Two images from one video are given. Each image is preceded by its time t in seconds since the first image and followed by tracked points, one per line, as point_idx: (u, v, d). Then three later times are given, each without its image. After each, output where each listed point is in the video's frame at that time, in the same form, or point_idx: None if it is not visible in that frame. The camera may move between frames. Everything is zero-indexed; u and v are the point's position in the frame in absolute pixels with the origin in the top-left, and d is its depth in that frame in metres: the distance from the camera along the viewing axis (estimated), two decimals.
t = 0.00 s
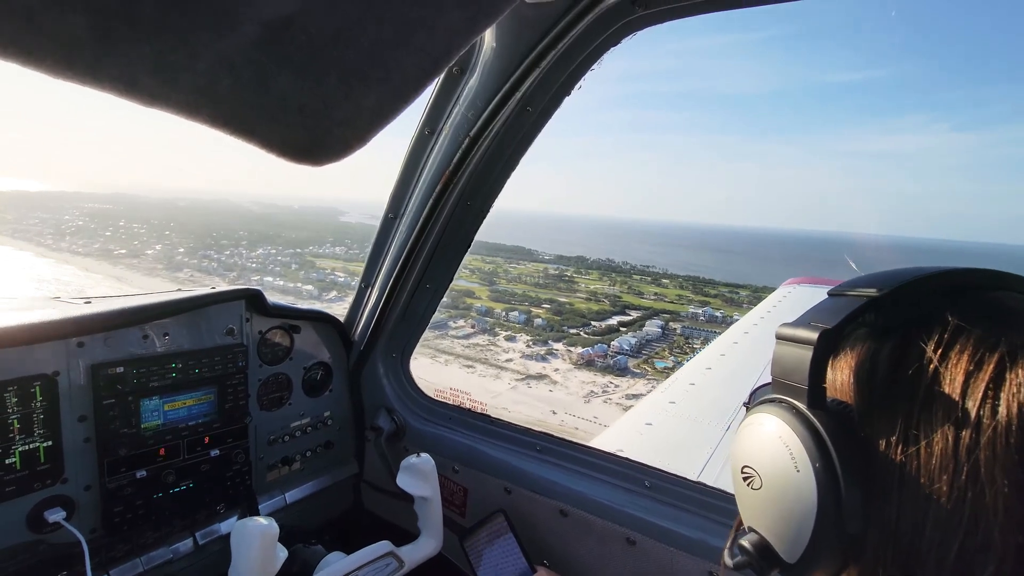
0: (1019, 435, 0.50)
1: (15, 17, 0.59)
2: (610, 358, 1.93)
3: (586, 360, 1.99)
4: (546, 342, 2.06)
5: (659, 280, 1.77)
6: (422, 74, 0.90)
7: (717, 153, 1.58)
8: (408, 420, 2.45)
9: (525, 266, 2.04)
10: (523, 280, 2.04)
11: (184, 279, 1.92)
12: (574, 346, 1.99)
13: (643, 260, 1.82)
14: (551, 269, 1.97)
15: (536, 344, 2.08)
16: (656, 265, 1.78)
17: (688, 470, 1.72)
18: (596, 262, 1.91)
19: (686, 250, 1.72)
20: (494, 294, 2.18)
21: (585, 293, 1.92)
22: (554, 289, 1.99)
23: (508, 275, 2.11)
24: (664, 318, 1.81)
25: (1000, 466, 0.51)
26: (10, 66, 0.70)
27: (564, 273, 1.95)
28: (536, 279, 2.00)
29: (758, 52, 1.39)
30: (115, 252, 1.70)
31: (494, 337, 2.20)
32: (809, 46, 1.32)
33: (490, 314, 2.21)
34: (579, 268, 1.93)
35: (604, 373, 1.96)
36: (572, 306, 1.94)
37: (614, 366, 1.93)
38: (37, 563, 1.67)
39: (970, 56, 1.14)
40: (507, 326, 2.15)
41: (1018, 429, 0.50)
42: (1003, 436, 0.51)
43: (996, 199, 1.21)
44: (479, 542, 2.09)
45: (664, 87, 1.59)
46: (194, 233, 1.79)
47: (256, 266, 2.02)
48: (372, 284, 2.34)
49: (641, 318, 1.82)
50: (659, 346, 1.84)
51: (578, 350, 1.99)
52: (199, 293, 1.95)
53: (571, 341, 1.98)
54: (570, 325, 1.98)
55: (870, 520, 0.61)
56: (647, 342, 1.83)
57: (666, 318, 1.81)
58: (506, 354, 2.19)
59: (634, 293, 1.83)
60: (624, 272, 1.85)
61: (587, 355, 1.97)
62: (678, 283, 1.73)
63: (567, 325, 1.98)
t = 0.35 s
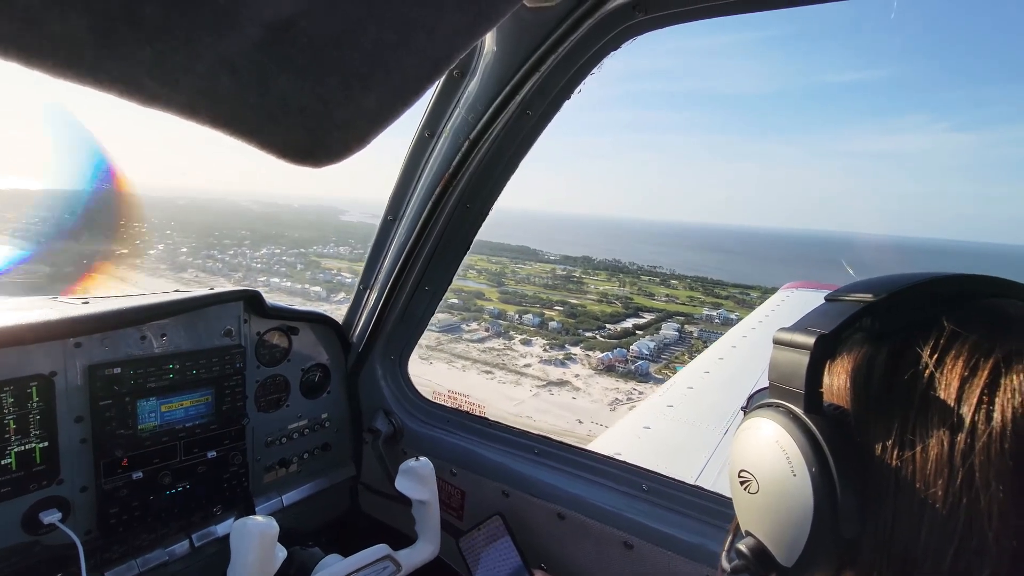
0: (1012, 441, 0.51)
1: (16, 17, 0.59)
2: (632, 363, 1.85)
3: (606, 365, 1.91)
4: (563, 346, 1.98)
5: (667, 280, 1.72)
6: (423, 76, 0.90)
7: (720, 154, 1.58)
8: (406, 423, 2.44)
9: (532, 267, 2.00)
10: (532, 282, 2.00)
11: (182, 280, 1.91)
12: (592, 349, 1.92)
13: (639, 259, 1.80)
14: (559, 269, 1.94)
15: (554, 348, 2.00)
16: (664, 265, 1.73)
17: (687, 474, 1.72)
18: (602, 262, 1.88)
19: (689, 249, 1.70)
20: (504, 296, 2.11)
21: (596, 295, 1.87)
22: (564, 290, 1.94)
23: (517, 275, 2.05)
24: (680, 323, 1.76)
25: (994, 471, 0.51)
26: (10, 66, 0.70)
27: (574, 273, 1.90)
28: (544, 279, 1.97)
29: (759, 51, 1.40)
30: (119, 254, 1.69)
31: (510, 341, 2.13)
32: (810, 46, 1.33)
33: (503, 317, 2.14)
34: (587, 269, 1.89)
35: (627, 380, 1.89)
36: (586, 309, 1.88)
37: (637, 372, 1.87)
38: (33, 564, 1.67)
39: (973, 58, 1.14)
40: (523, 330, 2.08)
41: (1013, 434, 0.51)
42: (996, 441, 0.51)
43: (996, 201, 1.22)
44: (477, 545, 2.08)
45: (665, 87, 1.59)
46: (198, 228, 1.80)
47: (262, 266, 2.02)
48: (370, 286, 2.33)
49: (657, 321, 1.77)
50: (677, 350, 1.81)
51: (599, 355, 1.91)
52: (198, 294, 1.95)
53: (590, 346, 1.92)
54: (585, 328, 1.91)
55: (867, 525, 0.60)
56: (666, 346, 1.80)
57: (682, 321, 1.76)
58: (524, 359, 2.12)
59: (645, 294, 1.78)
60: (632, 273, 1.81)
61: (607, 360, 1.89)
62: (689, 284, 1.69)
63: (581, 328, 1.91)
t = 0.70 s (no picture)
0: (1010, 438, 0.51)
1: (10, 14, 0.58)
2: (654, 368, 1.88)
3: (629, 372, 1.90)
4: (582, 352, 1.96)
5: (678, 283, 1.74)
6: (421, 74, 0.89)
7: (719, 153, 1.58)
8: (404, 421, 2.45)
9: (542, 268, 1.98)
10: (542, 283, 1.98)
11: (179, 279, 1.91)
12: (613, 355, 1.91)
13: (642, 259, 1.81)
14: (568, 271, 1.93)
15: (574, 354, 1.98)
16: (674, 267, 1.74)
17: (684, 472, 1.72)
18: (612, 263, 1.86)
19: (688, 249, 1.71)
20: (516, 299, 2.04)
21: (608, 297, 1.86)
22: (576, 292, 1.94)
23: (529, 275, 2.00)
24: (699, 326, 1.79)
25: (992, 469, 0.51)
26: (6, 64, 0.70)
27: (583, 274, 1.90)
28: (555, 281, 1.96)
29: (757, 53, 1.40)
30: (122, 253, 1.69)
31: (528, 346, 2.08)
32: (810, 46, 1.33)
33: (518, 321, 2.07)
34: (597, 271, 1.88)
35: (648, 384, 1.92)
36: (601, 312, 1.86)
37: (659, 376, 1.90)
38: (30, 564, 1.66)
39: (972, 58, 1.14)
40: (539, 334, 2.05)
41: (1010, 432, 0.51)
42: (993, 439, 0.51)
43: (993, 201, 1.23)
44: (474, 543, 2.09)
45: (664, 87, 1.59)
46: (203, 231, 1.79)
47: (269, 268, 2.05)
48: (367, 285, 2.33)
49: (675, 325, 1.79)
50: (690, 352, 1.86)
51: (623, 361, 1.89)
52: (195, 293, 1.94)
53: (610, 351, 1.90)
54: (602, 332, 1.89)
55: (866, 523, 0.61)
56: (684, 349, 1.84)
57: (699, 325, 1.79)
58: (544, 365, 2.08)
59: (658, 296, 1.77)
60: (643, 275, 1.80)
61: (630, 366, 1.89)
62: (701, 286, 1.70)
63: (599, 332, 1.90)
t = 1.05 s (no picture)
0: (933, 434, 0.51)
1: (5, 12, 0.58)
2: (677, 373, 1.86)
3: (653, 378, 1.88)
4: (604, 358, 1.93)
5: (689, 285, 1.71)
6: (419, 73, 0.89)
7: (718, 153, 1.58)
8: (401, 420, 2.45)
9: (551, 271, 1.96)
10: (554, 286, 1.96)
11: (177, 279, 1.90)
12: (635, 361, 1.88)
13: (647, 261, 1.79)
14: (576, 274, 1.93)
15: (596, 360, 1.94)
16: (682, 269, 1.71)
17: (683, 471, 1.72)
18: (620, 265, 1.85)
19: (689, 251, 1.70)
20: (529, 303, 2.00)
21: (621, 301, 1.84)
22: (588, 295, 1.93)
23: (539, 278, 1.98)
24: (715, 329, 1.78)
25: (916, 464, 0.52)
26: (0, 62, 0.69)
27: (593, 277, 1.90)
28: (566, 284, 1.95)
29: (756, 52, 1.40)
30: (127, 254, 1.72)
31: (546, 351, 2.03)
32: (809, 46, 1.33)
33: (534, 326, 2.02)
34: (603, 272, 1.88)
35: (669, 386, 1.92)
36: (619, 316, 1.84)
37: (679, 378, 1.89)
38: (27, 565, 1.66)
39: (972, 58, 1.15)
40: (557, 339, 1.99)
41: (938, 429, 0.51)
42: (918, 435, 0.52)
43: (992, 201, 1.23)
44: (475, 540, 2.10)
45: (663, 87, 1.59)
46: (208, 232, 1.81)
47: (277, 270, 2.05)
48: (365, 284, 2.32)
49: (692, 329, 1.77)
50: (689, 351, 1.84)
51: (645, 367, 1.86)
52: (191, 293, 1.94)
53: (632, 357, 1.87)
54: (620, 337, 1.87)
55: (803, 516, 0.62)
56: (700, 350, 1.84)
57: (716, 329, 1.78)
58: (565, 371, 2.02)
59: (672, 300, 1.74)
60: (652, 277, 1.77)
61: (655, 373, 1.86)
62: (714, 288, 1.67)
63: (618, 336, 1.87)
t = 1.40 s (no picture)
0: (936, 482, 0.44)
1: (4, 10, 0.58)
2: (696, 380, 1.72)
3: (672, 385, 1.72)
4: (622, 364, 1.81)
5: (700, 288, 1.64)
6: (418, 73, 0.89)
7: (718, 153, 1.58)
8: (400, 419, 2.45)
9: (556, 272, 1.94)
10: (565, 290, 1.92)
11: (176, 279, 1.91)
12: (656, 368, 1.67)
13: (651, 263, 1.76)
14: (585, 277, 1.88)
15: (614, 366, 1.83)
16: (693, 272, 1.67)
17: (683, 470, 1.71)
18: (628, 267, 1.79)
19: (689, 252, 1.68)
20: (544, 306, 1.95)
21: (634, 304, 1.78)
22: (602, 298, 1.86)
23: (549, 281, 1.94)
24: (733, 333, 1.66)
25: (919, 516, 0.45)
26: None
27: (603, 279, 1.84)
28: (577, 287, 1.90)
29: (755, 53, 1.40)
30: (132, 255, 1.74)
31: (567, 358, 1.94)
32: (809, 47, 1.32)
33: (551, 330, 1.97)
34: (612, 274, 1.83)
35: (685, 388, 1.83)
36: (635, 320, 1.77)
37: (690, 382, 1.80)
38: (26, 564, 1.66)
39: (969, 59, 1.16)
40: (575, 344, 1.91)
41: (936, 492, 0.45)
42: (918, 482, 0.45)
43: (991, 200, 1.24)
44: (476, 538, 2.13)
45: (664, 87, 1.58)
46: (216, 231, 1.83)
47: (285, 272, 2.08)
48: (364, 283, 2.32)
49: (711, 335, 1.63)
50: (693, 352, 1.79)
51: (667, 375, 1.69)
52: (190, 292, 1.94)
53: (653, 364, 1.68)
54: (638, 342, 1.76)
55: None
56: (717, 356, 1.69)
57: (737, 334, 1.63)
58: (589, 379, 1.92)
59: (686, 303, 1.66)
60: (660, 280, 1.73)
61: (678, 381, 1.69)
62: (727, 291, 1.59)
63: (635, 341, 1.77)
